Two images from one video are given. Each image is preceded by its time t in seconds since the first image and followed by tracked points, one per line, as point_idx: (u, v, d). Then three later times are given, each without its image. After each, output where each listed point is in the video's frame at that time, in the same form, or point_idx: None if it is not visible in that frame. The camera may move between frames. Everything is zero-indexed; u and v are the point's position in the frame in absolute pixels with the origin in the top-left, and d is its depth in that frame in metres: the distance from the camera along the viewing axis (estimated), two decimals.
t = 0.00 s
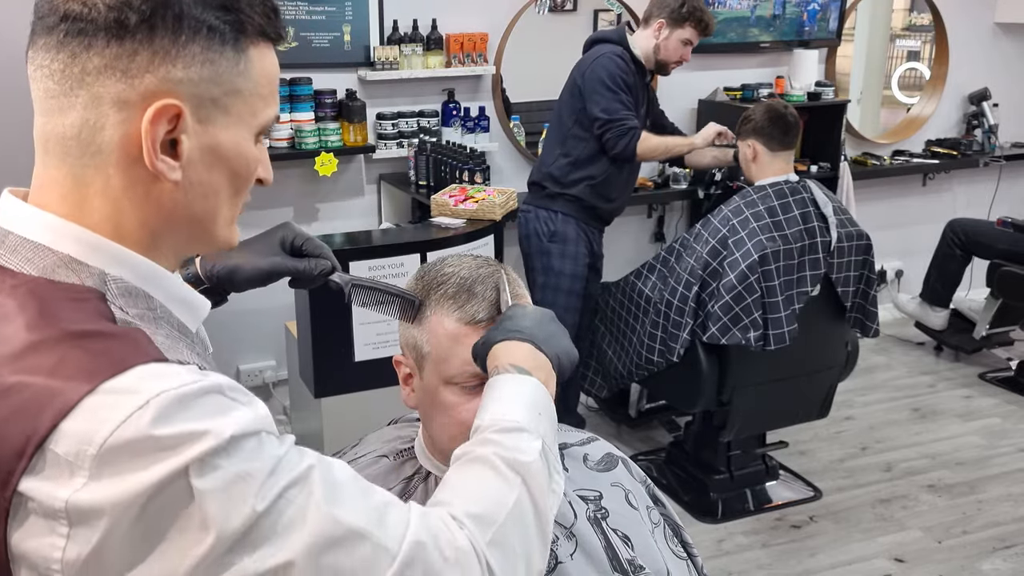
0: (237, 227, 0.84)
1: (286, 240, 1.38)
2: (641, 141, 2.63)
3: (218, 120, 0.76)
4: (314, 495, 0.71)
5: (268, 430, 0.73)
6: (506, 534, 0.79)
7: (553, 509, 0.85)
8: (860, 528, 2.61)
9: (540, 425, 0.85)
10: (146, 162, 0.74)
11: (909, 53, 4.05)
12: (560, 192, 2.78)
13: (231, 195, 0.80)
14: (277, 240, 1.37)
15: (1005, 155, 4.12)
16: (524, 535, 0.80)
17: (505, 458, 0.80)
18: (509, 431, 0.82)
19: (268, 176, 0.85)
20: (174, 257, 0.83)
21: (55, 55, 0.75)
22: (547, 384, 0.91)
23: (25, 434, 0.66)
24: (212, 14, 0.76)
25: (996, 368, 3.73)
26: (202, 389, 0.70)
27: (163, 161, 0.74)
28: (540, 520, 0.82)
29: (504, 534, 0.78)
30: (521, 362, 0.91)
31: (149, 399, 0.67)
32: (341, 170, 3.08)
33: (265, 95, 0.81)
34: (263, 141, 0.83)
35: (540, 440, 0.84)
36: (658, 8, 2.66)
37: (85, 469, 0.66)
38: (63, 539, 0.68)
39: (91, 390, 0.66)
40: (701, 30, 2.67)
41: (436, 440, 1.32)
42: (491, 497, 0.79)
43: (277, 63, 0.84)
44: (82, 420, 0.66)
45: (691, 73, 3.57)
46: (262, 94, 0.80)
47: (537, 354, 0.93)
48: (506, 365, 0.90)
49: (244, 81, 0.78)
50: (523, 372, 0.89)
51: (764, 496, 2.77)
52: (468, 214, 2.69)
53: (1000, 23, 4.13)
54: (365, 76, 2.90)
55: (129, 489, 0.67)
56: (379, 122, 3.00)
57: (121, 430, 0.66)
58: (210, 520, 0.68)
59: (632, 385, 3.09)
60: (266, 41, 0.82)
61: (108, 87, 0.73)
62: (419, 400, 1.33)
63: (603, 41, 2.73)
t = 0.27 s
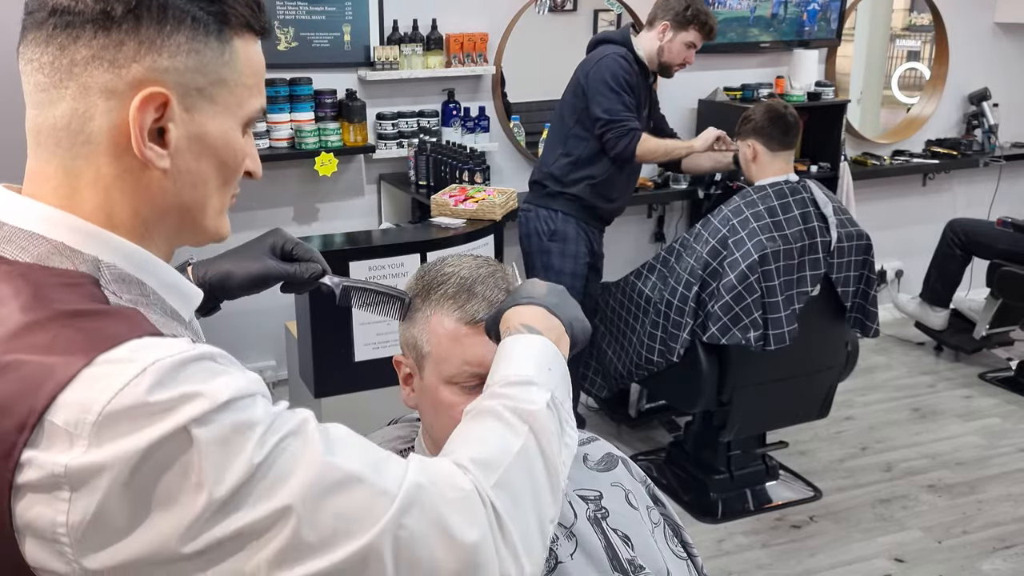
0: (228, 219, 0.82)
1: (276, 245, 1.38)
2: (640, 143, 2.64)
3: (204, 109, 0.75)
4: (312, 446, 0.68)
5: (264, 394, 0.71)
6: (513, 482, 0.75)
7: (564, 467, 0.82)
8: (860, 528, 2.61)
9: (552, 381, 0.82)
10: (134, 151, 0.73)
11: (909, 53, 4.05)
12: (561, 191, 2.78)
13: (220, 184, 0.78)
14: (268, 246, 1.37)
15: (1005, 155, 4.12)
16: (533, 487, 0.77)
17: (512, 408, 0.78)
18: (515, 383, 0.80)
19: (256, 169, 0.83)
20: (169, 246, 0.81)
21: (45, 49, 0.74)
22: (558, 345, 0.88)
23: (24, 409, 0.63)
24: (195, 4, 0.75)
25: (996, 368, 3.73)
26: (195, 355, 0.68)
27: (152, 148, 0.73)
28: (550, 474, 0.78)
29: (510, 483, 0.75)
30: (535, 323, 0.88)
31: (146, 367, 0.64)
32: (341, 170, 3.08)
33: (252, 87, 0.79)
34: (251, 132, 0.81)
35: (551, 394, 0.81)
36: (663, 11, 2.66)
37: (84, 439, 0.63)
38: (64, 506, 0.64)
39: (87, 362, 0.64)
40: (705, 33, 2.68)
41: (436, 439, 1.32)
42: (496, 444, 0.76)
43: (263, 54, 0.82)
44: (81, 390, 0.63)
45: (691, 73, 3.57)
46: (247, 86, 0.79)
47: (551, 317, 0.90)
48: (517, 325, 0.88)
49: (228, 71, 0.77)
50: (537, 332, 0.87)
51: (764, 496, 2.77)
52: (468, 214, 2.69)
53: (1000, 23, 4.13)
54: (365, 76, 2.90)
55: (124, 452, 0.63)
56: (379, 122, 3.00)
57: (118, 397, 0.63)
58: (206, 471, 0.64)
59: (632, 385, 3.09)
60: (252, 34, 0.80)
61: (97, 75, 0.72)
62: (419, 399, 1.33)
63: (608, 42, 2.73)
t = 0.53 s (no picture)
0: (220, 213, 0.81)
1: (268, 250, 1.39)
2: (639, 139, 2.62)
3: (193, 100, 0.74)
4: (302, 415, 0.66)
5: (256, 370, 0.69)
6: (506, 446, 0.73)
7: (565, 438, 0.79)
8: (859, 528, 2.61)
9: (551, 351, 0.82)
10: (125, 142, 0.72)
11: (909, 53, 4.05)
12: (563, 190, 2.78)
13: (211, 177, 0.77)
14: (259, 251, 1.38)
15: (1005, 155, 4.12)
16: (529, 452, 0.75)
17: (507, 374, 0.77)
18: (511, 352, 0.79)
19: (247, 163, 0.82)
20: (164, 239, 0.80)
21: (38, 46, 0.73)
22: (559, 321, 0.88)
23: (21, 388, 0.61)
24: None
25: (996, 368, 3.74)
26: (188, 331, 0.66)
27: (144, 140, 0.72)
28: (547, 441, 0.76)
29: (504, 447, 0.73)
30: (538, 299, 0.88)
31: (140, 344, 0.63)
32: (341, 170, 3.08)
33: (239, 82, 0.79)
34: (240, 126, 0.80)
35: (548, 362, 0.80)
36: (662, 11, 2.66)
37: (81, 415, 0.61)
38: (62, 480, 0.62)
39: (83, 340, 0.62)
40: (704, 33, 2.68)
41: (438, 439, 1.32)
42: (489, 409, 0.74)
43: (250, 52, 0.81)
44: (76, 367, 0.61)
45: (691, 73, 3.57)
46: (235, 80, 0.78)
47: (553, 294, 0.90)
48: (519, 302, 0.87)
49: (215, 64, 0.76)
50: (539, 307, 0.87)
51: (763, 496, 2.77)
52: (468, 214, 2.69)
53: (1000, 23, 4.13)
54: (365, 76, 2.90)
55: (117, 425, 0.61)
56: (379, 122, 3.00)
57: (113, 373, 0.61)
58: (195, 440, 0.62)
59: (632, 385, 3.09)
60: (240, 29, 0.79)
61: (88, 68, 0.71)
62: (419, 399, 1.32)
63: (608, 41, 2.72)
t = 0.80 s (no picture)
0: (202, 208, 0.85)
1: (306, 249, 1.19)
2: (629, 137, 2.61)
3: (173, 98, 0.78)
4: (250, 422, 0.68)
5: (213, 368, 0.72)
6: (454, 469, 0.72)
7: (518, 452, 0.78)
8: (859, 528, 2.61)
9: (507, 360, 0.78)
10: (103, 137, 0.76)
11: (909, 53, 4.05)
12: (568, 194, 2.78)
13: (191, 174, 0.81)
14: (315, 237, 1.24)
15: (1005, 155, 4.12)
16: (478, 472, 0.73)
17: (455, 388, 0.74)
18: (465, 361, 0.76)
19: (232, 165, 0.86)
20: (144, 232, 0.84)
21: (25, 42, 0.79)
22: (522, 319, 0.82)
23: None
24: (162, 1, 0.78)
25: (996, 368, 3.74)
26: (147, 325, 0.69)
27: (122, 134, 0.76)
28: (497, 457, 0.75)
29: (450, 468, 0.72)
30: (501, 298, 0.82)
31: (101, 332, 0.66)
32: (341, 170, 3.08)
33: (221, 84, 0.83)
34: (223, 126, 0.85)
35: (502, 372, 0.76)
36: (657, 6, 2.67)
37: (39, 402, 0.64)
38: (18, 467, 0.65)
39: (45, 330, 0.65)
40: (700, 27, 2.67)
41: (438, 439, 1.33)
42: (434, 428, 0.72)
43: (235, 54, 0.86)
44: (37, 355, 0.65)
45: (691, 73, 3.57)
46: (216, 83, 0.82)
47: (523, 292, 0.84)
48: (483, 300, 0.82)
49: (196, 63, 0.80)
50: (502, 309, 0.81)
51: (764, 496, 2.77)
52: (468, 214, 2.69)
53: (1000, 23, 4.13)
54: (365, 76, 2.91)
55: (69, 416, 0.64)
56: (379, 122, 3.00)
57: (72, 361, 0.64)
58: (138, 433, 0.64)
59: (632, 385, 3.09)
60: (223, 33, 0.84)
61: (69, 66, 0.76)
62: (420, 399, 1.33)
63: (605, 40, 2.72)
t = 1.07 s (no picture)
0: (178, 212, 0.88)
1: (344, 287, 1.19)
2: (632, 137, 2.60)
3: (147, 99, 0.81)
4: (128, 416, 0.69)
5: (117, 361, 0.74)
6: (332, 493, 0.72)
7: (428, 503, 0.77)
8: (860, 528, 2.61)
9: (442, 414, 0.79)
10: (75, 128, 0.79)
11: (909, 53, 4.05)
12: (577, 202, 2.77)
13: (166, 178, 0.84)
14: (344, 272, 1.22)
15: (1005, 155, 4.12)
16: (362, 504, 0.73)
17: (370, 423, 0.76)
18: (391, 401, 0.78)
19: (213, 174, 0.90)
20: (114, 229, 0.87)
21: (19, 41, 0.84)
22: (472, 382, 0.83)
23: None
24: (147, 7, 0.83)
25: (996, 368, 3.73)
26: (48, 314, 0.72)
27: (94, 127, 0.79)
28: (393, 499, 0.74)
29: (333, 494, 0.72)
30: (463, 368, 0.83)
31: (16, 318, 0.71)
32: (341, 170, 3.08)
33: (205, 92, 0.86)
34: (206, 136, 0.88)
35: (426, 418, 0.77)
36: None
37: None
38: None
39: None
40: (682, 14, 2.66)
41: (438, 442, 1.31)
42: (335, 454, 0.74)
43: (225, 72, 0.89)
44: None
45: (690, 73, 3.58)
46: (200, 89, 0.85)
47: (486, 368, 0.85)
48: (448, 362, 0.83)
49: (176, 68, 0.83)
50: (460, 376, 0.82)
51: (764, 496, 2.77)
52: (468, 214, 2.69)
53: (1000, 23, 4.13)
54: (365, 76, 2.91)
55: None
56: (379, 122, 3.00)
57: None
58: (17, 415, 0.68)
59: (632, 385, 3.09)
60: (212, 45, 0.87)
61: (50, 61, 0.80)
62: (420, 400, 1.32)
63: (586, 39, 2.73)
